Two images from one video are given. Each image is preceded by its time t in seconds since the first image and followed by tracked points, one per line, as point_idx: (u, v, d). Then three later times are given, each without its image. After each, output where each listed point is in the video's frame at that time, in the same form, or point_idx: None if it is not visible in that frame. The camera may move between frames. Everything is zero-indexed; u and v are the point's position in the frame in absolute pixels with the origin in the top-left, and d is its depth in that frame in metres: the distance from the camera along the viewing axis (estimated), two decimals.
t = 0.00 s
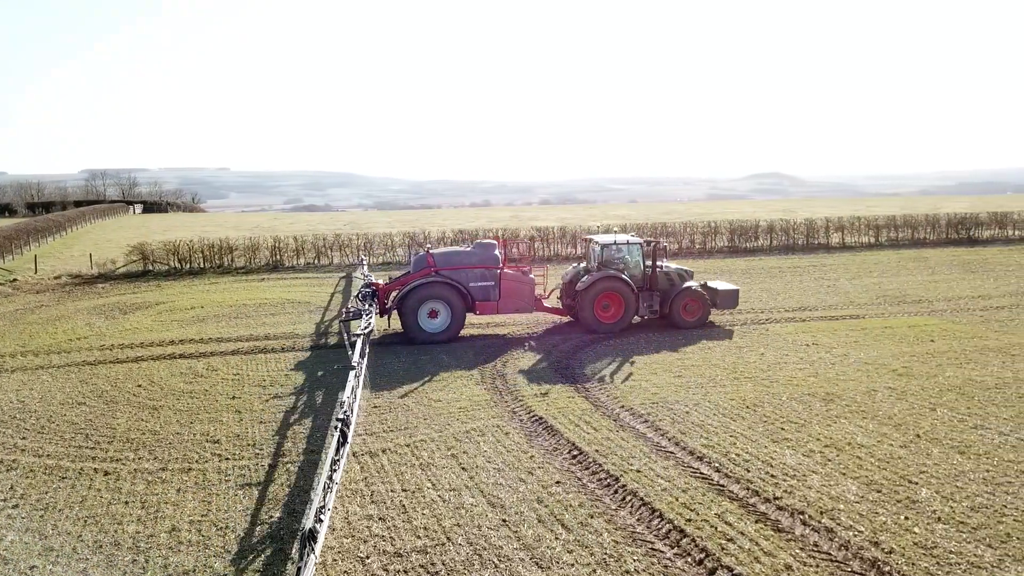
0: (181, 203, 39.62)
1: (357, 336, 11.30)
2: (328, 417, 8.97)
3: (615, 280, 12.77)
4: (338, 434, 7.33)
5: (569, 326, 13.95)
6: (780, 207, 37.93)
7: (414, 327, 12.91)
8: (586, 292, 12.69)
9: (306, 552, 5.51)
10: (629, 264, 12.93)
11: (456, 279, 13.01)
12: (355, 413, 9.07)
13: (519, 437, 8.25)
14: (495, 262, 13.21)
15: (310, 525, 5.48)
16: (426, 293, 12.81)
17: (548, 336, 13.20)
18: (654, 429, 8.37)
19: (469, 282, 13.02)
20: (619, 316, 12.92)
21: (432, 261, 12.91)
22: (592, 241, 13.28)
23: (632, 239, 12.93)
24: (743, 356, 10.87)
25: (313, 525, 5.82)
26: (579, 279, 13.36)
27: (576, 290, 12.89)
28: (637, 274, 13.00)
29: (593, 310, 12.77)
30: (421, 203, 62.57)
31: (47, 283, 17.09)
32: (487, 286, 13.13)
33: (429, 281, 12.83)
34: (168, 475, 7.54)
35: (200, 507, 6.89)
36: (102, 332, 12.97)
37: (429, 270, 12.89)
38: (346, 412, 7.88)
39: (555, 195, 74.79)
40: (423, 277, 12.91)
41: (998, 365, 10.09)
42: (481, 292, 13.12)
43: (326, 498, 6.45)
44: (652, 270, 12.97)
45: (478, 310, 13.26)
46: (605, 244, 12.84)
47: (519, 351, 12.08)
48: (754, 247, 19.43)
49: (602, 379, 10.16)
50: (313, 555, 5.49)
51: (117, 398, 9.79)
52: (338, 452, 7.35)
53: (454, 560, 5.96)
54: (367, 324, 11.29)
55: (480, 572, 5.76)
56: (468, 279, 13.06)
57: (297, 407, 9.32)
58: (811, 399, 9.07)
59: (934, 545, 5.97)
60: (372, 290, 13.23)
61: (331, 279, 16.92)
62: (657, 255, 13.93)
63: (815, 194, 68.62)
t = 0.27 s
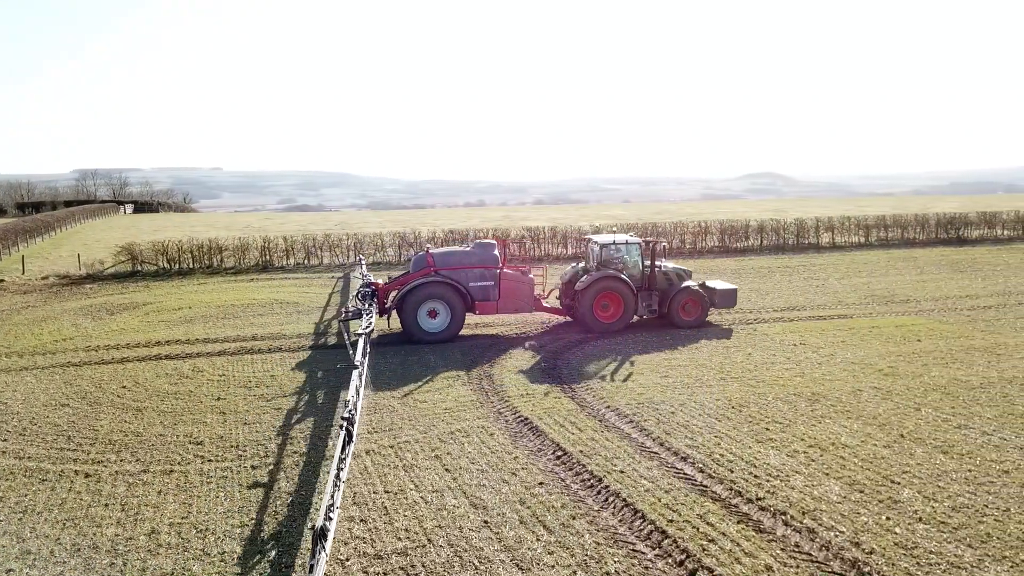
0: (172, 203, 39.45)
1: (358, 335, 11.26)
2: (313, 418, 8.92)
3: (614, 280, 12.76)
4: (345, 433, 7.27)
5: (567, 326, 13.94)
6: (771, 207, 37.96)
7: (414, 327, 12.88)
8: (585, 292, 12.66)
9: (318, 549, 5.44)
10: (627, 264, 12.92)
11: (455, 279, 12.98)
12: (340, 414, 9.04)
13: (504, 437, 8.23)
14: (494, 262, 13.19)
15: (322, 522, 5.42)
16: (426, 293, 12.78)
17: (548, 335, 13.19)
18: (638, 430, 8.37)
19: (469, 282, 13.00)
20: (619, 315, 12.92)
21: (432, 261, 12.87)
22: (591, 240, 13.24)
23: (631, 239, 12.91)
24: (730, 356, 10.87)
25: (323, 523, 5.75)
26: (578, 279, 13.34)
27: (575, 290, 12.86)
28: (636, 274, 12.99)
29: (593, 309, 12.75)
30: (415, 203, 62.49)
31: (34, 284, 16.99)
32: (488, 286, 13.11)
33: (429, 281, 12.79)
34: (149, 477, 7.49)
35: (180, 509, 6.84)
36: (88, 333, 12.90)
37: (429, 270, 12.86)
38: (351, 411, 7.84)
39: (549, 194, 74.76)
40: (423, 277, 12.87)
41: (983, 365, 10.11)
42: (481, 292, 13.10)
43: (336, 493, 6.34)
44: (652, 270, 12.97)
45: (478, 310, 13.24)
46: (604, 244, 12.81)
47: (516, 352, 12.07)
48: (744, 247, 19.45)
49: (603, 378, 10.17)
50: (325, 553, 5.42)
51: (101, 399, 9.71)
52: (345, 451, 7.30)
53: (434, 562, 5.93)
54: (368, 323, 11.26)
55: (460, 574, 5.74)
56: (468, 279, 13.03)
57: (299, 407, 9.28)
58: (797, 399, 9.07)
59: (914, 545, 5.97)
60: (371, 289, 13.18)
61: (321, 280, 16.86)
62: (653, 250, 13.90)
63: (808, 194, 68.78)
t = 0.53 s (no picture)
0: (164, 203, 39.27)
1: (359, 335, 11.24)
2: (300, 419, 8.88)
3: (614, 280, 12.75)
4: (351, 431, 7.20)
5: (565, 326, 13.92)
6: (764, 207, 37.99)
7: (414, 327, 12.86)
8: (585, 292, 12.64)
9: (328, 549, 5.38)
10: (627, 265, 12.90)
11: (455, 278, 12.95)
12: (327, 415, 9.01)
13: (490, 438, 8.22)
14: (494, 262, 13.17)
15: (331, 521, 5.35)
16: (426, 293, 12.76)
17: (547, 335, 13.17)
18: (626, 431, 8.36)
19: (469, 282, 12.98)
20: (618, 315, 12.91)
21: (432, 261, 12.84)
22: (590, 240, 13.22)
23: (630, 239, 12.90)
24: (719, 356, 10.88)
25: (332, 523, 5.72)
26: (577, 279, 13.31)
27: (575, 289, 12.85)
28: (635, 275, 12.97)
29: (592, 309, 12.74)
30: (410, 203, 62.42)
31: (23, 284, 16.91)
32: (487, 286, 13.09)
33: (429, 280, 12.77)
34: (133, 479, 7.45)
35: (163, 511, 6.80)
36: (76, 334, 12.84)
37: (429, 270, 12.83)
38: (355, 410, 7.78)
39: (544, 194, 74.76)
40: (423, 277, 12.84)
41: (971, 365, 10.12)
42: (481, 292, 13.08)
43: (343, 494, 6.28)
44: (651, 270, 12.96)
45: (478, 310, 13.22)
46: (603, 244, 12.79)
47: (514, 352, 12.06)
48: (736, 247, 19.46)
49: (604, 377, 10.16)
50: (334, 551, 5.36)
51: (87, 401, 9.66)
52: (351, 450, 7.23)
53: (417, 563, 5.90)
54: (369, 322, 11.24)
55: None
56: (469, 279, 13.01)
57: (300, 407, 9.27)
58: (785, 400, 9.07)
59: (898, 546, 5.97)
60: (371, 289, 13.14)
61: (312, 280, 16.82)
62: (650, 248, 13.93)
63: (802, 194, 68.93)
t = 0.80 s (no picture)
0: (156, 203, 39.12)
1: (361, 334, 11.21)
2: (284, 420, 8.83)
3: (614, 280, 12.74)
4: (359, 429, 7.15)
5: (564, 326, 13.90)
6: (756, 206, 38.03)
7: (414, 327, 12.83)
8: (585, 291, 12.63)
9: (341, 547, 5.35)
10: (627, 264, 12.90)
11: (455, 278, 12.95)
12: (312, 416, 8.96)
13: (475, 439, 8.19)
14: (494, 262, 13.18)
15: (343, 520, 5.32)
16: (427, 293, 12.75)
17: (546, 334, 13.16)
18: (611, 431, 8.35)
19: (469, 282, 12.98)
20: (617, 315, 12.90)
21: (432, 261, 12.83)
22: (589, 240, 13.21)
23: (629, 239, 12.89)
24: (707, 357, 10.87)
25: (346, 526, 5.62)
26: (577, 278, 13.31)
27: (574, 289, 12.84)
28: (635, 275, 12.97)
29: (592, 308, 12.73)
30: (404, 203, 62.32)
31: (11, 285, 16.82)
32: (487, 286, 13.10)
33: (429, 280, 12.76)
34: (115, 481, 7.39)
35: (144, 514, 6.74)
36: (62, 335, 12.77)
37: (429, 270, 12.82)
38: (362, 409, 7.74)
39: (538, 194, 74.74)
40: (423, 277, 12.83)
41: (957, 365, 10.13)
42: (481, 292, 13.08)
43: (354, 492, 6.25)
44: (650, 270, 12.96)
45: (478, 310, 13.22)
46: (602, 244, 12.78)
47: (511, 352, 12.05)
48: (727, 246, 19.46)
49: (604, 377, 10.15)
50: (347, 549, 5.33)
51: (71, 402, 9.59)
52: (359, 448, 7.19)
53: (397, 566, 5.87)
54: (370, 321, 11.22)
55: None
56: (469, 279, 13.00)
57: (302, 407, 9.25)
58: (771, 400, 9.07)
59: (879, 546, 5.97)
60: (370, 289, 13.10)
61: (303, 280, 16.77)
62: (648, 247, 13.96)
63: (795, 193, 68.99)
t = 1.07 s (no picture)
0: (149, 203, 39.00)
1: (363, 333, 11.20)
2: (271, 421, 8.79)
3: (614, 279, 12.73)
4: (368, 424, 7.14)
5: (563, 326, 13.89)
6: (748, 206, 38.06)
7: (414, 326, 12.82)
8: (585, 291, 12.62)
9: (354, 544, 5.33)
10: (626, 264, 12.90)
11: (455, 278, 12.94)
12: (299, 417, 8.92)
13: (462, 440, 8.16)
14: (494, 262, 13.16)
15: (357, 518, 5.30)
16: (427, 292, 12.73)
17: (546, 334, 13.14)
18: (598, 432, 8.34)
19: (470, 282, 12.97)
20: (617, 314, 12.90)
21: (432, 261, 12.82)
22: (589, 239, 13.19)
23: (629, 238, 12.88)
24: (696, 357, 10.86)
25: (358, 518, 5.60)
26: (577, 278, 13.30)
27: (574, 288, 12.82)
28: (635, 274, 12.97)
29: (592, 308, 12.72)
30: (399, 203, 62.23)
31: None
32: (487, 286, 13.08)
33: (430, 280, 12.74)
34: (98, 483, 7.34)
35: (126, 516, 6.69)
36: (50, 336, 12.71)
37: (429, 270, 12.80)
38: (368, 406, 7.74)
39: (533, 194, 74.71)
40: (423, 277, 12.81)
41: (946, 365, 10.13)
42: (481, 292, 13.06)
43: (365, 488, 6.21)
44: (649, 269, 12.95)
45: (478, 310, 13.21)
46: (601, 243, 12.77)
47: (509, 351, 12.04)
48: (719, 246, 19.46)
49: (605, 377, 10.13)
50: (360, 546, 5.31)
51: (57, 404, 9.53)
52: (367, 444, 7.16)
53: (380, 567, 5.84)
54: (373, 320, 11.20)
55: None
56: (469, 279, 12.98)
57: (306, 408, 9.24)
58: (759, 400, 9.06)
59: (863, 547, 5.96)
60: (370, 289, 13.07)
61: (294, 281, 16.72)
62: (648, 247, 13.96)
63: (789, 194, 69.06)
